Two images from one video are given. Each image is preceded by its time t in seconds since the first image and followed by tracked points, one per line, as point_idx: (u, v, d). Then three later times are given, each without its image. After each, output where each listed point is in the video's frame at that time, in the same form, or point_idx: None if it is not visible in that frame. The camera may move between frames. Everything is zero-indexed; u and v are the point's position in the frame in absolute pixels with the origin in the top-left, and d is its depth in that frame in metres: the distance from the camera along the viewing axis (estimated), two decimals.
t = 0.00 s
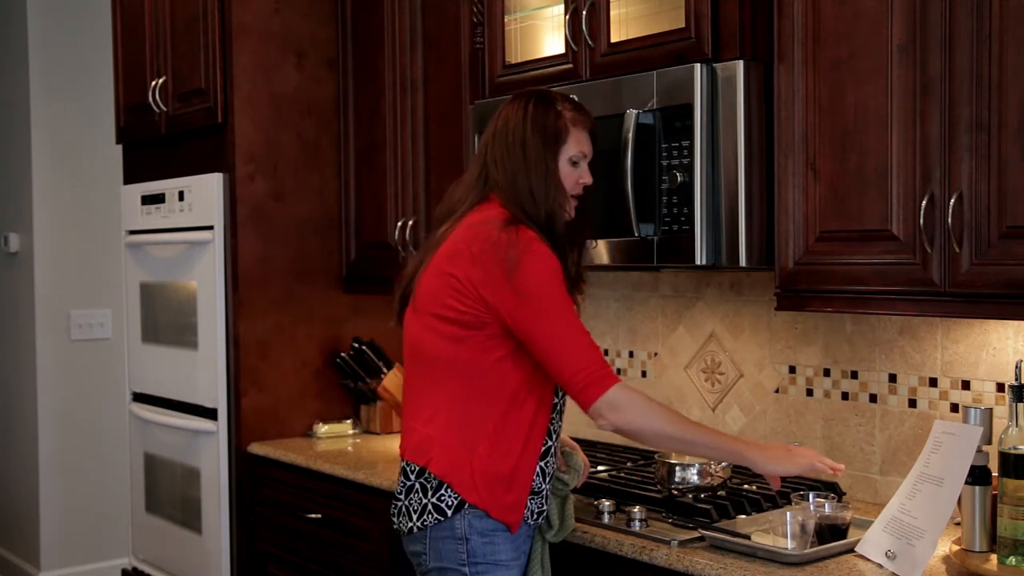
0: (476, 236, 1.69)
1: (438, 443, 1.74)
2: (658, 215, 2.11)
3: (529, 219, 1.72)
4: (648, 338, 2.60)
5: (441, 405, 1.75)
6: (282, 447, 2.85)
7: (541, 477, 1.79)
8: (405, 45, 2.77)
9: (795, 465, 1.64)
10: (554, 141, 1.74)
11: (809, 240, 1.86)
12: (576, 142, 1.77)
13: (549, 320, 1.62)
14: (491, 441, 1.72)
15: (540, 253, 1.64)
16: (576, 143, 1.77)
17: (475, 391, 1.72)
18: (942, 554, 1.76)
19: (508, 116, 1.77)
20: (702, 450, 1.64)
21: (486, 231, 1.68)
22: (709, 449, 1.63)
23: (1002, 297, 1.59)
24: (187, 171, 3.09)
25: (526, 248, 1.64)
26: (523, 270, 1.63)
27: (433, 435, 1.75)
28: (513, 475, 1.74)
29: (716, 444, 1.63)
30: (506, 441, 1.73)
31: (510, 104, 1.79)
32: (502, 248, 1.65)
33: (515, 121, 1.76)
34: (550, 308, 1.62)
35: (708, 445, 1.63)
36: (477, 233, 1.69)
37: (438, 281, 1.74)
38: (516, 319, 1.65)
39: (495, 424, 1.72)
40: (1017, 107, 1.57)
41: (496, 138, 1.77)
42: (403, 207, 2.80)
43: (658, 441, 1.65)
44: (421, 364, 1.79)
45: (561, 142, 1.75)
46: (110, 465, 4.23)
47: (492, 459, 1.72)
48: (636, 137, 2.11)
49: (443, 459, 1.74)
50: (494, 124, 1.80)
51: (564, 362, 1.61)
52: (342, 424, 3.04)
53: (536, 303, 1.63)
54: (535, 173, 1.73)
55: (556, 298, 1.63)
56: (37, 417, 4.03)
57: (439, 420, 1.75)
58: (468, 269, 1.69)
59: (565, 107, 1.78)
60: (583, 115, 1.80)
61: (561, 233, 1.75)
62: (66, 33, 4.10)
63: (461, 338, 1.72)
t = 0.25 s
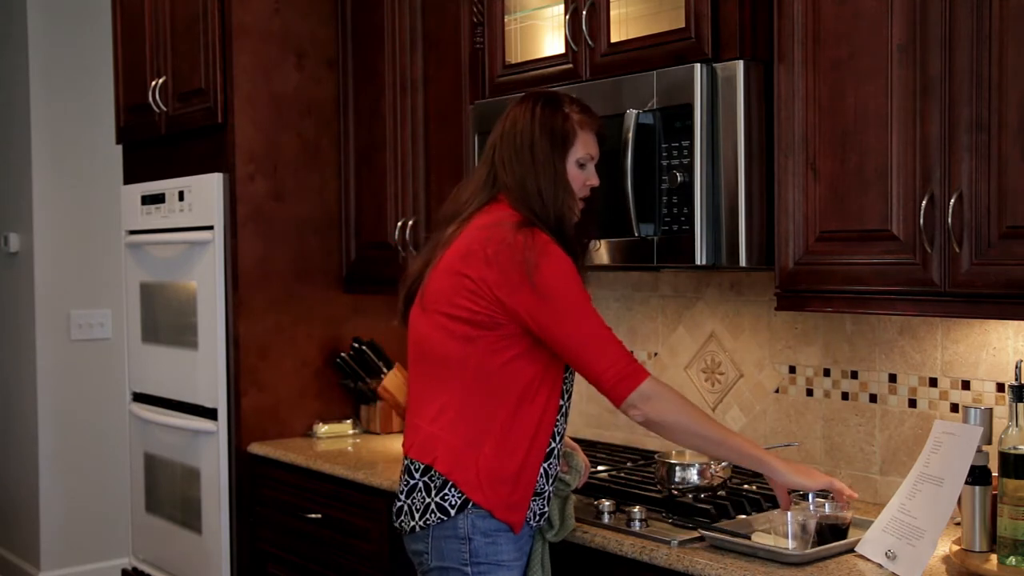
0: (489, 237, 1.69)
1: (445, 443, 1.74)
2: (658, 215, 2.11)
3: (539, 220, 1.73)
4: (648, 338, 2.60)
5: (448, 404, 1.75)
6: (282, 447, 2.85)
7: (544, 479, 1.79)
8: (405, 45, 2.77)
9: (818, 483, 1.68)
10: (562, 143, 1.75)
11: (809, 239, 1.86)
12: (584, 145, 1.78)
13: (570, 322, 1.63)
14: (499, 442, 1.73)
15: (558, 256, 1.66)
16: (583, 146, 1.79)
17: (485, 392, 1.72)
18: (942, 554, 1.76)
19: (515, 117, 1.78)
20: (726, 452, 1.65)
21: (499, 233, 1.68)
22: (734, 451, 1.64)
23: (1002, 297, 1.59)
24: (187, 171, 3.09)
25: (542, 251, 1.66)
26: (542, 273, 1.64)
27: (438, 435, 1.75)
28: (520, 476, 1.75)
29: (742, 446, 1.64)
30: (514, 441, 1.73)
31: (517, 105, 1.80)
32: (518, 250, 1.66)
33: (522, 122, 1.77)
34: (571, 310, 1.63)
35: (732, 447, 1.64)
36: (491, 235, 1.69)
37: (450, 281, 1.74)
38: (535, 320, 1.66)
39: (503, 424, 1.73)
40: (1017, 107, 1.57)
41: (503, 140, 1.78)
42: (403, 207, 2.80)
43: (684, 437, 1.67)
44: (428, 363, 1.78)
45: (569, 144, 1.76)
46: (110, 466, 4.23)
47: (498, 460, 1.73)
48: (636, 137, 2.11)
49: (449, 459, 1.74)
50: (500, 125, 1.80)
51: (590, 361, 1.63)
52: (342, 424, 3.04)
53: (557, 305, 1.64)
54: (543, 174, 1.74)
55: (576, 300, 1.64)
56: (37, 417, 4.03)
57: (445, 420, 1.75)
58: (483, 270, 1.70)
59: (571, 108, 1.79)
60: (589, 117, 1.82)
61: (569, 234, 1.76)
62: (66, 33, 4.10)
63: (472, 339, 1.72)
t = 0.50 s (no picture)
0: (492, 236, 1.69)
1: (447, 442, 1.74)
2: (658, 215, 2.11)
3: (540, 220, 1.72)
4: (648, 338, 2.60)
5: (451, 404, 1.75)
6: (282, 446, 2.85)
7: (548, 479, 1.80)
8: (405, 46, 2.77)
9: (811, 485, 1.68)
10: (564, 144, 1.75)
11: (809, 239, 1.86)
12: (586, 145, 1.78)
13: (573, 322, 1.63)
14: (502, 441, 1.73)
15: (560, 256, 1.66)
16: (585, 146, 1.78)
17: (487, 391, 1.72)
18: (942, 554, 1.76)
19: (517, 118, 1.78)
20: (718, 457, 1.65)
21: (501, 232, 1.68)
22: (726, 456, 1.65)
23: (1002, 297, 1.59)
24: (187, 171, 3.09)
25: (544, 250, 1.66)
26: (544, 272, 1.64)
27: (441, 434, 1.75)
28: (522, 475, 1.75)
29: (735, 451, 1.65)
30: (516, 441, 1.73)
31: (519, 106, 1.80)
32: (521, 249, 1.66)
33: (524, 123, 1.77)
34: (573, 310, 1.64)
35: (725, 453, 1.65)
36: (493, 234, 1.69)
37: (453, 280, 1.74)
38: (536, 319, 1.66)
39: (506, 424, 1.73)
40: (1017, 107, 1.57)
41: (505, 141, 1.78)
42: (403, 207, 2.80)
43: (676, 441, 1.67)
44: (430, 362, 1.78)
45: (571, 145, 1.76)
46: (110, 466, 4.23)
47: (501, 459, 1.73)
48: (636, 137, 2.11)
49: (451, 458, 1.73)
50: (502, 126, 1.80)
51: (587, 364, 1.63)
52: (342, 424, 3.04)
53: (558, 304, 1.64)
54: (545, 174, 1.73)
55: (579, 299, 1.65)
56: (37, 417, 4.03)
57: (448, 419, 1.75)
58: (485, 269, 1.69)
59: (573, 109, 1.79)
60: (591, 118, 1.82)
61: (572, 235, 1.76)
62: (66, 33, 4.10)
63: (474, 338, 1.72)
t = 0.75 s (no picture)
0: (479, 235, 1.69)
1: (442, 443, 1.74)
2: (658, 215, 2.11)
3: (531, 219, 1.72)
4: (648, 338, 2.60)
5: (443, 404, 1.75)
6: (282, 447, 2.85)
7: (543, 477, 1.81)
8: (405, 46, 2.77)
9: (762, 448, 1.65)
10: (557, 143, 1.74)
11: (809, 239, 1.86)
12: (580, 146, 1.77)
13: (545, 321, 1.63)
14: (496, 441, 1.73)
15: (539, 253, 1.65)
16: (579, 146, 1.78)
17: (479, 390, 1.72)
18: (942, 554, 1.76)
19: (512, 118, 1.78)
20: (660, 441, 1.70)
21: (487, 230, 1.68)
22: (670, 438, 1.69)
23: (1002, 297, 1.59)
24: (187, 171, 3.09)
25: (526, 247, 1.65)
26: (523, 269, 1.64)
27: (436, 434, 1.75)
28: (516, 473, 1.76)
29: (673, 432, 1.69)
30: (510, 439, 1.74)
31: (514, 105, 1.79)
32: (504, 248, 1.65)
33: (518, 122, 1.76)
34: (547, 309, 1.64)
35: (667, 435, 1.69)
36: (481, 232, 1.69)
37: (441, 280, 1.73)
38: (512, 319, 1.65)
39: (498, 423, 1.73)
40: (1017, 107, 1.57)
41: (499, 140, 1.78)
42: (403, 207, 2.80)
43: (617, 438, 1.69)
44: (421, 362, 1.78)
45: (564, 144, 1.76)
46: (110, 466, 4.23)
47: (495, 458, 1.73)
48: (636, 137, 2.11)
49: (447, 459, 1.74)
50: (498, 126, 1.81)
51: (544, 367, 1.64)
52: (342, 424, 3.04)
53: (536, 302, 1.63)
54: (537, 173, 1.73)
55: (552, 299, 1.64)
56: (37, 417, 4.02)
57: (441, 419, 1.75)
58: (470, 268, 1.69)
59: (569, 109, 1.79)
60: (587, 118, 1.81)
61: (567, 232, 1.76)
62: (66, 33, 4.10)
63: (464, 337, 1.72)
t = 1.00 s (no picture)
0: (451, 231, 1.68)
1: (421, 441, 1.75)
2: (658, 215, 2.11)
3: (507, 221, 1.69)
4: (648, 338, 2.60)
5: (421, 403, 1.75)
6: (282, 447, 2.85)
7: (523, 473, 1.78)
8: (404, 46, 2.77)
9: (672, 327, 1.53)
10: (546, 149, 1.70)
11: (809, 239, 1.86)
12: (570, 153, 1.72)
13: (494, 307, 1.57)
14: (473, 439, 1.72)
15: (497, 241, 1.61)
16: (570, 154, 1.73)
17: (455, 387, 1.72)
18: (943, 554, 1.76)
19: (509, 119, 1.75)
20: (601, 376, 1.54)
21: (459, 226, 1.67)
22: (607, 366, 1.53)
23: (1002, 297, 1.59)
24: (187, 171, 3.09)
25: (485, 237, 1.62)
26: (482, 259, 1.60)
27: (416, 433, 1.76)
28: (493, 470, 1.73)
29: (604, 358, 1.52)
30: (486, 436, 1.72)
31: (514, 106, 1.76)
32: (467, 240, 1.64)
33: (512, 124, 1.73)
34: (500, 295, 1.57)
35: (603, 365, 1.52)
36: (455, 228, 1.68)
37: (417, 278, 1.74)
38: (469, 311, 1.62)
39: (475, 420, 1.71)
40: (1017, 107, 1.57)
41: (494, 139, 1.75)
42: (403, 208, 2.80)
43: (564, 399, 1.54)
44: (402, 360, 1.78)
45: (554, 151, 1.71)
46: (110, 467, 4.23)
47: (472, 457, 1.72)
48: (636, 137, 2.11)
49: (426, 458, 1.74)
50: (498, 125, 1.78)
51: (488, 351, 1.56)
52: (342, 424, 3.03)
53: (486, 291, 1.58)
54: (521, 177, 1.70)
55: (505, 283, 1.57)
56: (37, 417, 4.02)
57: (421, 418, 1.75)
58: (440, 264, 1.68)
59: (565, 115, 1.74)
60: (583, 125, 1.76)
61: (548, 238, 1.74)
62: (65, 33, 4.10)
63: (438, 335, 1.71)
